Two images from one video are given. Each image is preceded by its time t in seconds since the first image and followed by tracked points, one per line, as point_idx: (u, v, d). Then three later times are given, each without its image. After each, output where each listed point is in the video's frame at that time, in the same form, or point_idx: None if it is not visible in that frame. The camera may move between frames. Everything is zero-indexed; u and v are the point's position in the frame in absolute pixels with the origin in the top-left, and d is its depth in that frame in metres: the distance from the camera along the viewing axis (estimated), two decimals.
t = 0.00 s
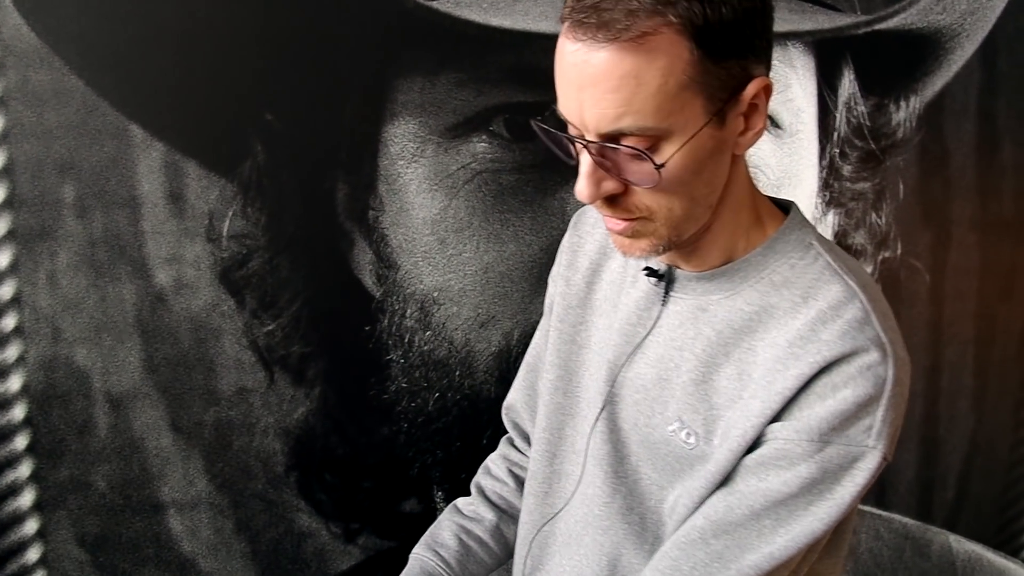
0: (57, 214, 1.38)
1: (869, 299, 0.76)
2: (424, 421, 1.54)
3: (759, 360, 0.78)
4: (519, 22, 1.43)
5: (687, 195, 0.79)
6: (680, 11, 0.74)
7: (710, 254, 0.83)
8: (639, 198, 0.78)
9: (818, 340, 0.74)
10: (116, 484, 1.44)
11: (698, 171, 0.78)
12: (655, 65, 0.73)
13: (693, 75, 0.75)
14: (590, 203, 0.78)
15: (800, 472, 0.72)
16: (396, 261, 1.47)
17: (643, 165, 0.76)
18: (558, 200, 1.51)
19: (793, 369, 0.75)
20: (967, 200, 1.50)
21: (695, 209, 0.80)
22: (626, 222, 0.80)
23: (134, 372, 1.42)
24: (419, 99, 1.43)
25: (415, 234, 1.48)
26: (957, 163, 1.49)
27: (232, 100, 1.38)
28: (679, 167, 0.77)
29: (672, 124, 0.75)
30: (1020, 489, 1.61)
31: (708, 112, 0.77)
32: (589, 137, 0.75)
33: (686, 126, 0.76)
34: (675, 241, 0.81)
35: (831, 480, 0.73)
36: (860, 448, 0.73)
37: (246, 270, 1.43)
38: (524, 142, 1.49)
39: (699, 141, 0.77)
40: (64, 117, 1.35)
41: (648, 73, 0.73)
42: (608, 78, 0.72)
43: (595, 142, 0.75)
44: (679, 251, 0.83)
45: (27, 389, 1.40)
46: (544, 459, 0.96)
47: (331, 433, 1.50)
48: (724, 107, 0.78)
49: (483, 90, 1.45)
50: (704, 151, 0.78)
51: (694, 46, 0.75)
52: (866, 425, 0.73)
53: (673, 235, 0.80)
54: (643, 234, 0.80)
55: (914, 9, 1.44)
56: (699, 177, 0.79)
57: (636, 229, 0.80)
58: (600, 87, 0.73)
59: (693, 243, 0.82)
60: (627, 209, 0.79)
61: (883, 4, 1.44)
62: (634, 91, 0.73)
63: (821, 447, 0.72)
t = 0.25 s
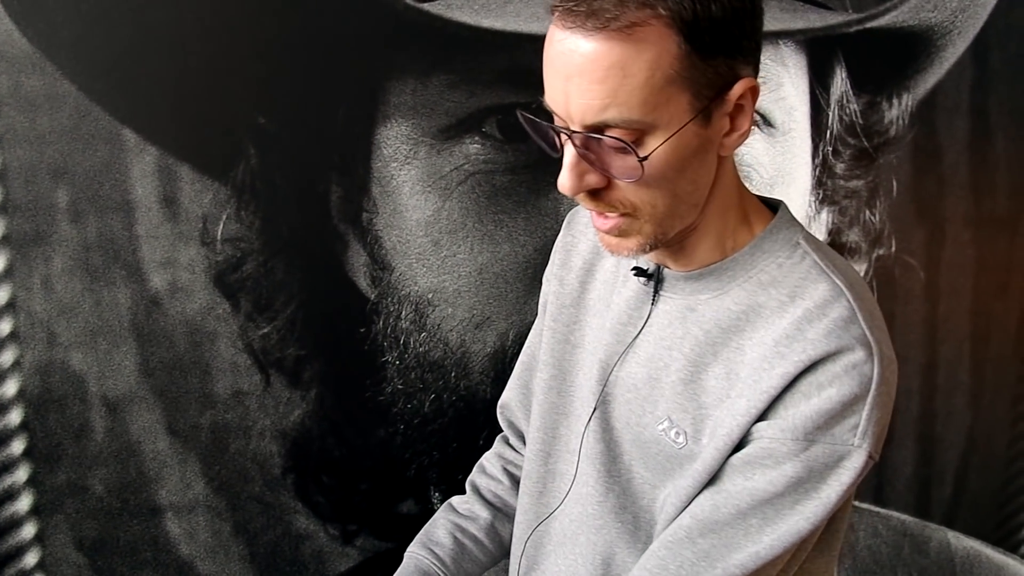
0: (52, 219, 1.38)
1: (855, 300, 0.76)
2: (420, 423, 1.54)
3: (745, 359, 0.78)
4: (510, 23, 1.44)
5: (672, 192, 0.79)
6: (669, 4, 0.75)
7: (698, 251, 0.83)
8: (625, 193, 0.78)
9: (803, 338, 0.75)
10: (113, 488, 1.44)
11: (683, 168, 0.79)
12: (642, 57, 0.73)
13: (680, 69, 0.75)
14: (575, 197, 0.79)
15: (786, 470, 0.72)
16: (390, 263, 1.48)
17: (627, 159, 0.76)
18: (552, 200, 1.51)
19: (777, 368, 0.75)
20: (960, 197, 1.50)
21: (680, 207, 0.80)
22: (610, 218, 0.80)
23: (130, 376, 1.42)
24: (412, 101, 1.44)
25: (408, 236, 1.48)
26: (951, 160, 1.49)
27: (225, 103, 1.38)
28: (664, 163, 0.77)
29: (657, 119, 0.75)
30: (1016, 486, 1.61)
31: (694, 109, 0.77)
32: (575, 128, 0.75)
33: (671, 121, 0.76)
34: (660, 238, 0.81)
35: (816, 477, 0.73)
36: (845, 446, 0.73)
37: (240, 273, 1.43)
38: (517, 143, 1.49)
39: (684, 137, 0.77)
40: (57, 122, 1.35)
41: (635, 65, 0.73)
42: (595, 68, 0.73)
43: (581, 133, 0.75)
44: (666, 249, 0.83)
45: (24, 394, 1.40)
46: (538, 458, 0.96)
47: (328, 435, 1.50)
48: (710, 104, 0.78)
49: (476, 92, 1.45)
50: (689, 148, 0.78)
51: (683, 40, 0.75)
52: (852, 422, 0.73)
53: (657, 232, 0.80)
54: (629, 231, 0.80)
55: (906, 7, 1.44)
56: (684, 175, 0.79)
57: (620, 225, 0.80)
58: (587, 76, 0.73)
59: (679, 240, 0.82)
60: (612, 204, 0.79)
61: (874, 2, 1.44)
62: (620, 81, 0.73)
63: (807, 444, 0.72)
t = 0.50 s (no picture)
0: (50, 221, 1.39)
1: (850, 290, 0.77)
2: (418, 422, 1.55)
3: (747, 356, 0.78)
4: (504, 23, 1.45)
5: (659, 196, 0.80)
6: (642, 14, 0.75)
7: (689, 250, 0.84)
8: (612, 199, 0.79)
9: (807, 334, 0.75)
10: (112, 488, 1.45)
11: (667, 173, 0.79)
12: (619, 68, 0.73)
13: (658, 77, 0.75)
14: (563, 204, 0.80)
15: (806, 476, 0.73)
16: (386, 263, 1.48)
17: (610, 168, 0.76)
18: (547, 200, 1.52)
19: (781, 365, 0.75)
20: (956, 194, 1.50)
21: (668, 210, 0.81)
22: (599, 222, 0.81)
23: (129, 377, 1.43)
24: (407, 102, 1.44)
25: (404, 236, 1.49)
26: (946, 157, 1.49)
27: (222, 106, 1.39)
28: (647, 169, 0.78)
29: (637, 127, 0.76)
30: (1013, 483, 1.61)
31: (674, 115, 0.78)
32: (557, 139, 0.76)
33: (652, 129, 0.77)
34: (650, 239, 0.82)
35: (843, 476, 0.73)
36: (863, 439, 0.73)
37: (237, 274, 1.44)
38: (512, 143, 1.49)
39: (666, 143, 0.78)
40: (55, 126, 1.36)
41: (612, 77, 0.73)
42: (571, 81, 0.73)
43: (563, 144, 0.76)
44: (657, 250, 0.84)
45: (23, 395, 1.41)
46: (534, 459, 0.97)
47: (325, 435, 1.51)
48: (690, 110, 0.78)
49: (470, 92, 1.46)
50: (672, 153, 0.79)
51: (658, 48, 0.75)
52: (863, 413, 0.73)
53: (647, 235, 0.81)
54: (618, 234, 0.82)
55: (900, 4, 1.44)
56: (668, 179, 0.80)
57: (610, 229, 0.81)
58: (565, 90, 0.73)
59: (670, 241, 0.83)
60: (600, 210, 0.80)
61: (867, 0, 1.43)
62: (597, 93, 0.73)
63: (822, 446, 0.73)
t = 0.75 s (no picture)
0: (54, 222, 1.41)
1: (861, 281, 0.76)
2: (418, 421, 1.56)
3: (762, 353, 0.78)
4: (503, 24, 1.46)
5: (650, 199, 0.81)
6: (612, 25, 0.75)
7: (685, 249, 0.84)
8: (603, 205, 0.80)
9: (827, 331, 0.74)
10: (115, 486, 1.47)
11: (654, 176, 0.80)
12: (594, 79, 0.74)
13: (635, 84, 0.76)
14: (556, 213, 0.81)
15: (877, 480, 0.73)
16: (386, 264, 1.49)
17: (595, 176, 0.78)
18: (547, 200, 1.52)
19: (803, 364, 0.75)
20: (957, 192, 1.49)
21: (660, 212, 0.82)
22: (592, 228, 0.82)
23: (132, 376, 1.45)
24: (406, 103, 1.45)
25: (404, 236, 1.49)
26: (947, 155, 1.48)
27: (223, 108, 1.40)
28: (634, 174, 0.79)
29: (619, 134, 0.77)
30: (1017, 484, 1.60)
31: (655, 119, 0.78)
32: (543, 152, 0.78)
33: (634, 135, 0.77)
34: (646, 241, 0.82)
35: (913, 468, 0.73)
36: (916, 423, 0.73)
37: (239, 274, 1.45)
38: (512, 143, 1.49)
39: (649, 147, 0.79)
40: (59, 127, 1.38)
41: (588, 89, 0.74)
42: (549, 97, 0.74)
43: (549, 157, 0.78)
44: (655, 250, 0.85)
45: (28, 394, 1.43)
46: (534, 464, 0.98)
47: (325, 434, 1.52)
48: (672, 113, 0.79)
49: (469, 93, 1.47)
50: (658, 156, 0.79)
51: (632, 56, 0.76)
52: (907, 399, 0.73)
53: (641, 237, 0.82)
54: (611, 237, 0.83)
55: (900, 2, 1.43)
56: (656, 182, 0.80)
57: (604, 234, 0.82)
58: (543, 106, 0.75)
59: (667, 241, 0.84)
60: (593, 216, 0.81)
61: None
62: (574, 106, 0.74)
63: (881, 446, 0.72)
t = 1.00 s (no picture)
0: (55, 222, 1.42)
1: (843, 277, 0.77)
2: (415, 421, 1.56)
3: (783, 348, 0.78)
4: (501, 25, 1.46)
5: (653, 196, 0.80)
6: (620, 17, 0.74)
7: (690, 247, 0.83)
8: (606, 202, 0.79)
9: (854, 323, 0.75)
10: (115, 485, 1.48)
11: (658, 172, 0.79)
12: (601, 71, 0.73)
13: (642, 78, 0.75)
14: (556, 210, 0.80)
15: (918, 461, 0.74)
16: (384, 264, 1.50)
17: (599, 171, 0.77)
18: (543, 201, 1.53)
19: (832, 355, 0.75)
20: (955, 192, 1.49)
21: (663, 209, 0.81)
22: (594, 225, 0.81)
23: (131, 375, 1.46)
24: (404, 104, 1.46)
25: (401, 237, 1.50)
26: (945, 155, 1.48)
27: (224, 110, 1.41)
28: (639, 171, 0.78)
29: (625, 129, 0.76)
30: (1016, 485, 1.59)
31: (660, 115, 0.77)
32: (546, 146, 0.76)
33: (639, 130, 0.76)
34: (648, 238, 0.81)
35: (950, 446, 0.75)
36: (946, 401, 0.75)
37: (237, 274, 1.47)
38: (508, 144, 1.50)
39: (655, 144, 0.78)
40: (61, 129, 1.40)
41: (594, 81, 0.73)
42: (555, 88, 0.73)
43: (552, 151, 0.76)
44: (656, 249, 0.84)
45: (29, 393, 1.44)
46: (533, 476, 0.98)
47: (323, 434, 1.53)
48: (678, 109, 0.78)
49: (466, 94, 1.47)
50: (662, 153, 0.78)
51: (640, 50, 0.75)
52: (936, 377, 0.75)
53: (643, 235, 0.81)
54: (612, 234, 0.81)
55: (897, 2, 1.43)
56: (660, 178, 0.79)
57: (606, 231, 0.81)
58: (549, 98, 0.73)
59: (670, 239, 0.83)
60: (595, 213, 0.80)
61: None
62: (579, 98, 0.73)
63: (920, 429, 0.74)
